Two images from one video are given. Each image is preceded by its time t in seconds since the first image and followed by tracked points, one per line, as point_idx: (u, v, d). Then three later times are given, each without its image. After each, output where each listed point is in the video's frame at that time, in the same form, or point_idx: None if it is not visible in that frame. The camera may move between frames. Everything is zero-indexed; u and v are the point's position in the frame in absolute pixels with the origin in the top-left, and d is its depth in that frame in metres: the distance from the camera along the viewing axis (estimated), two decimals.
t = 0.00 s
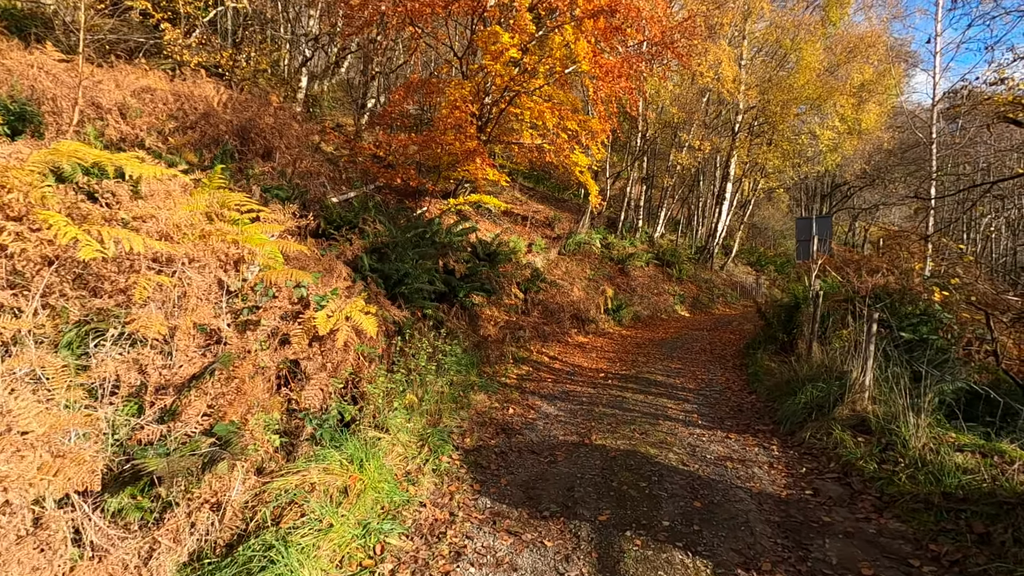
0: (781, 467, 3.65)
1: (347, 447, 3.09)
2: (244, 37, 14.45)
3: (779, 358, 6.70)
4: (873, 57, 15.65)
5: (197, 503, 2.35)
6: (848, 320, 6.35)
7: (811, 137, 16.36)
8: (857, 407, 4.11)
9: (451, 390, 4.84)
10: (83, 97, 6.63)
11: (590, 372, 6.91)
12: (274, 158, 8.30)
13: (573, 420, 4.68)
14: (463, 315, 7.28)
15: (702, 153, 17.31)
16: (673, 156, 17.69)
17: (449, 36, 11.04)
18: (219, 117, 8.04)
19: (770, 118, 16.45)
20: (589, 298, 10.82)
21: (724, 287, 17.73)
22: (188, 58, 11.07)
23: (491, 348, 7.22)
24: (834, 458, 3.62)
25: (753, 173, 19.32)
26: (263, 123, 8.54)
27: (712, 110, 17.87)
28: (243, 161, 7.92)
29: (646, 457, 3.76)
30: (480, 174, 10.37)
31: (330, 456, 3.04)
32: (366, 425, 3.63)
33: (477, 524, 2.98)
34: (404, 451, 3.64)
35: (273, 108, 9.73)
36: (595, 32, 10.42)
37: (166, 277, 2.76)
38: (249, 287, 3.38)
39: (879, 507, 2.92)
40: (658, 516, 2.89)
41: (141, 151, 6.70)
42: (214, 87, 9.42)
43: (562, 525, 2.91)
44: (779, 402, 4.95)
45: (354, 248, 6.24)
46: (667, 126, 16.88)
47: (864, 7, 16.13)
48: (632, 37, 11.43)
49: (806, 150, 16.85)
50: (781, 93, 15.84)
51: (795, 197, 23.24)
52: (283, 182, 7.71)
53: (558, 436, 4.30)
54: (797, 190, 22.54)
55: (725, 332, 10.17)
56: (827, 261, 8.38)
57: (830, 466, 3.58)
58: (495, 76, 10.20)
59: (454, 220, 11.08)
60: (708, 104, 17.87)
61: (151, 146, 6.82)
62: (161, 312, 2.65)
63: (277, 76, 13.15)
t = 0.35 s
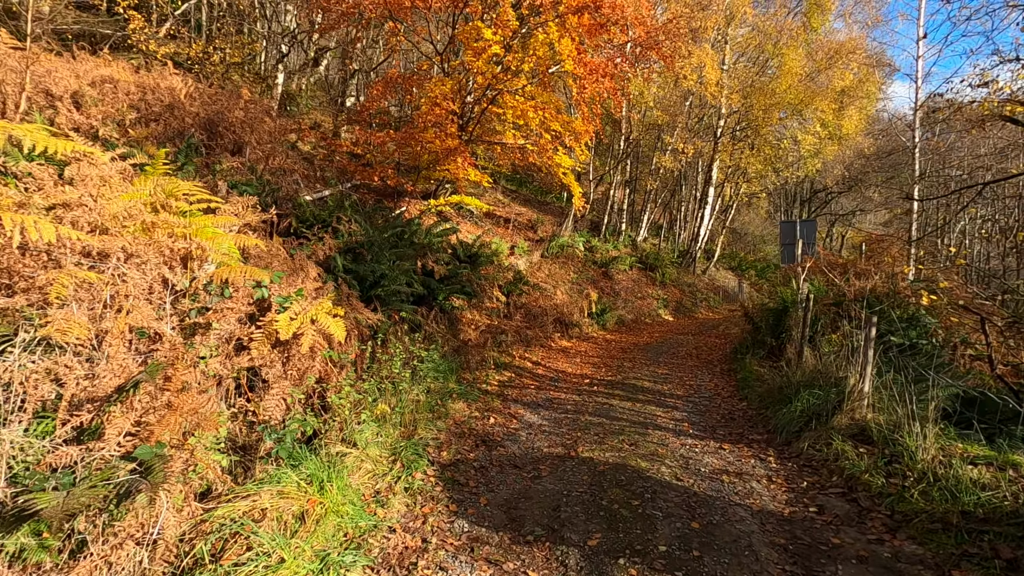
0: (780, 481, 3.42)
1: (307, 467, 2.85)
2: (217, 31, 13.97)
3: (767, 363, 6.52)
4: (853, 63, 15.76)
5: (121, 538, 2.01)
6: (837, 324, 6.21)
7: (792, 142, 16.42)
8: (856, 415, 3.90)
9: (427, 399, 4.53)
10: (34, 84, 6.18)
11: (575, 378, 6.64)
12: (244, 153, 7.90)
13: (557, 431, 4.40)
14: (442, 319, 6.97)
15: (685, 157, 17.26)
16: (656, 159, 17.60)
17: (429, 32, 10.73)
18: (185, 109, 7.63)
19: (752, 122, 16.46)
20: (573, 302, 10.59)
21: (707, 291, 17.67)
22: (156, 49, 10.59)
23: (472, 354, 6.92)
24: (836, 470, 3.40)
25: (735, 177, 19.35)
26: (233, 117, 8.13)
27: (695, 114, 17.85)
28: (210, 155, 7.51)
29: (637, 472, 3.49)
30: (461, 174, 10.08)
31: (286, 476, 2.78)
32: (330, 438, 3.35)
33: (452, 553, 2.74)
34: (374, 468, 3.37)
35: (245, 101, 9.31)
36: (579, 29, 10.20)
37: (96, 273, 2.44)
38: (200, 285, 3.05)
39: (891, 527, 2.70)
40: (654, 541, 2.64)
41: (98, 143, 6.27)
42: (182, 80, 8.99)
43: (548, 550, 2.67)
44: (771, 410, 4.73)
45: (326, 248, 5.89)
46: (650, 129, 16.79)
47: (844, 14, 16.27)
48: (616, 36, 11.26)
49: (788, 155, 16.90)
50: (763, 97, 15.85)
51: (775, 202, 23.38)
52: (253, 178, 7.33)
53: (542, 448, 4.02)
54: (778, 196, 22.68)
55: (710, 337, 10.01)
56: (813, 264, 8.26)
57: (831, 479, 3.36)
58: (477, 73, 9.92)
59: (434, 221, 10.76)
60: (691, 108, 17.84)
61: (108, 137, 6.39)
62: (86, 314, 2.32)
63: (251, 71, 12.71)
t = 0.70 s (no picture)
0: (815, 506, 3.07)
1: (279, 499, 2.61)
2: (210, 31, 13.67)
3: (783, 373, 6.16)
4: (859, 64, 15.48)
5: None
6: (858, 330, 5.86)
7: (797, 145, 16.12)
8: (892, 431, 3.56)
9: (422, 413, 4.18)
10: (9, 77, 5.86)
11: (580, 388, 6.28)
12: (234, 152, 7.57)
13: (563, 448, 4.04)
14: (440, 326, 6.62)
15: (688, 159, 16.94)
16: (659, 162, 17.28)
17: (426, 30, 10.41)
18: (171, 106, 7.30)
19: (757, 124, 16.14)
20: (576, 307, 10.23)
21: (711, 297, 17.32)
22: (145, 48, 10.27)
23: (471, 362, 6.57)
24: (877, 494, 3.06)
25: (738, 181, 19.03)
26: (222, 114, 7.80)
27: (698, 115, 17.53)
28: (197, 154, 7.19)
29: (655, 496, 3.15)
30: (460, 175, 9.75)
31: (255, 512, 2.52)
32: (312, 460, 3.02)
33: None
34: (362, 494, 3.08)
35: (237, 99, 8.98)
36: (581, 25, 9.87)
37: (28, 275, 2.15)
38: (167, 288, 2.73)
39: (953, 566, 2.37)
40: None
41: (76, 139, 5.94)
42: (170, 77, 8.67)
43: None
44: (795, 424, 4.38)
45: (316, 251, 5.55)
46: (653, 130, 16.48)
47: (849, 15, 16.02)
48: (618, 34, 10.95)
49: (792, 158, 16.60)
50: (768, 98, 15.55)
51: (779, 206, 23.07)
52: (242, 177, 7.00)
53: (549, 468, 3.67)
54: (781, 200, 22.39)
55: (719, 344, 9.66)
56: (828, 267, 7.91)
57: (871, 504, 3.02)
58: (476, 71, 9.59)
59: (432, 224, 10.42)
60: (694, 110, 17.53)
61: (87, 134, 6.06)
62: (14, 322, 2.04)
63: (244, 71, 12.39)
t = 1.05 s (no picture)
0: (850, 542, 2.77)
1: (244, 549, 2.33)
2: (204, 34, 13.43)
3: (798, 386, 5.86)
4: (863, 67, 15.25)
5: None
6: (877, 340, 5.56)
7: (801, 149, 15.87)
8: (930, 455, 3.25)
9: (415, 435, 3.87)
10: None
11: (584, 402, 5.96)
12: (223, 156, 7.29)
13: (568, 472, 3.73)
14: (436, 337, 6.32)
15: (690, 164, 16.67)
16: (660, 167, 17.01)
17: (423, 32, 10.16)
18: (158, 109, 7.04)
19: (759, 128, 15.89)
20: (578, 316, 9.93)
21: (714, 304, 17.02)
22: (134, 50, 10.00)
23: (469, 375, 6.26)
24: (919, 528, 2.76)
25: (741, 186, 18.77)
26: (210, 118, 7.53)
27: (699, 120, 17.29)
28: (184, 158, 6.90)
29: (673, 532, 2.85)
30: (458, 180, 9.46)
31: (214, 565, 2.25)
32: (288, 496, 2.72)
33: None
34: (346, 532, 2.78)
35: (228, 102, 8.71)
36: (582, 25, 9.61)
37: None
38: (130, 303, 2.45)
39: None
40: None
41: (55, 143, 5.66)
42: (159, 80, 8.41)
43: None
44: (816, 444, 4.08)
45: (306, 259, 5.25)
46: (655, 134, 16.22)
47: (852, 18, 15.81)
48: (619, 36, 10.70)
49: (795, 162, 16.34)
50: (771, 102, 15.30)
51: (781, 212, 22.82)
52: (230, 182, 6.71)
53: (553, 496, 3.36)
54: (783, 206, 22.13)
55: (726, 353, 9.35)
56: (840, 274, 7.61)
57: (915, 540, 2.73)
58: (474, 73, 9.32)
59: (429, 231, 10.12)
60: (695, 114, 17.29)
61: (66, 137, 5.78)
62: None
63: (237, 75, 12.12)
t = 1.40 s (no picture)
0: None
1: None
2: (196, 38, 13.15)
3: (814, 403, 5.54)
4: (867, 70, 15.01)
5: None
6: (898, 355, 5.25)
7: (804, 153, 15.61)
8: (973, 490, 2.96)
9: (407, 466, 3.56)
10: None
11: (587, 421, 5.65)
12: (209, 163, 7.00)
13: (574, 506, 3.42)
14: (432, 352, 6.00)
15: (692, 169, 16.39)
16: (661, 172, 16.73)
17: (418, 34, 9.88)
18: (141, 114, 6.74)
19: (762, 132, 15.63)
20: (579, 326, 9.62)
21: (717, 311, 16.72)
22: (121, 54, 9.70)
23: (467, 393, 5.95)
24: None
25: (743, 190, 18.50)
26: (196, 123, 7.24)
27: (701, 124, 17.02)
28: (169, 166, 6.60)
29: None
30: (455, 187, 9.16)
31: None
32: (261, 549, 2.41)
33: None
34: None
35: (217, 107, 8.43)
36: (582, 26, 9.32)
37: None
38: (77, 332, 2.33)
39: None
40: None
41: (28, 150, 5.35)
42: (145, 85, 8.11)
43: None
44: (842, 472, 3.77)
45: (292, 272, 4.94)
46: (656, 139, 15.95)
47: (854, 20, 15.58)
48: (619, 37, 10.42)
49: (798, 166, 16.08)
50: (773, 105, 15.05)
51: (783, 217, 22.56)
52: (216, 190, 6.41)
53: (558, 538, 3.05)
54: (785, 210, 21.87)
55: (732, 364, 9.04)
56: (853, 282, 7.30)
57: None
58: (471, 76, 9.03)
59: (425, 239, 9.82)
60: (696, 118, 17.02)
61: (40, 144, 5.47)
62: None
63: (228, 79, 11.82)
